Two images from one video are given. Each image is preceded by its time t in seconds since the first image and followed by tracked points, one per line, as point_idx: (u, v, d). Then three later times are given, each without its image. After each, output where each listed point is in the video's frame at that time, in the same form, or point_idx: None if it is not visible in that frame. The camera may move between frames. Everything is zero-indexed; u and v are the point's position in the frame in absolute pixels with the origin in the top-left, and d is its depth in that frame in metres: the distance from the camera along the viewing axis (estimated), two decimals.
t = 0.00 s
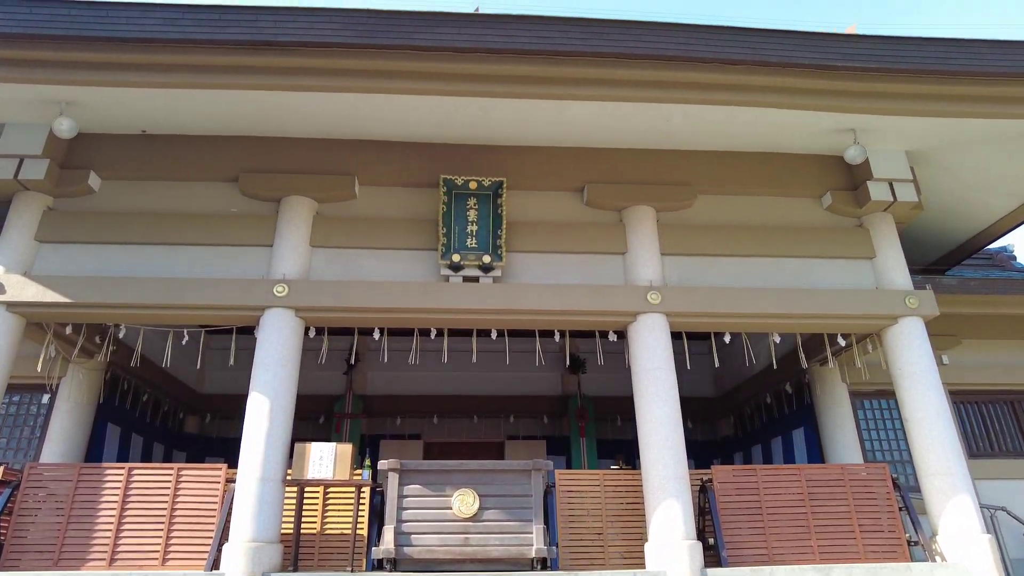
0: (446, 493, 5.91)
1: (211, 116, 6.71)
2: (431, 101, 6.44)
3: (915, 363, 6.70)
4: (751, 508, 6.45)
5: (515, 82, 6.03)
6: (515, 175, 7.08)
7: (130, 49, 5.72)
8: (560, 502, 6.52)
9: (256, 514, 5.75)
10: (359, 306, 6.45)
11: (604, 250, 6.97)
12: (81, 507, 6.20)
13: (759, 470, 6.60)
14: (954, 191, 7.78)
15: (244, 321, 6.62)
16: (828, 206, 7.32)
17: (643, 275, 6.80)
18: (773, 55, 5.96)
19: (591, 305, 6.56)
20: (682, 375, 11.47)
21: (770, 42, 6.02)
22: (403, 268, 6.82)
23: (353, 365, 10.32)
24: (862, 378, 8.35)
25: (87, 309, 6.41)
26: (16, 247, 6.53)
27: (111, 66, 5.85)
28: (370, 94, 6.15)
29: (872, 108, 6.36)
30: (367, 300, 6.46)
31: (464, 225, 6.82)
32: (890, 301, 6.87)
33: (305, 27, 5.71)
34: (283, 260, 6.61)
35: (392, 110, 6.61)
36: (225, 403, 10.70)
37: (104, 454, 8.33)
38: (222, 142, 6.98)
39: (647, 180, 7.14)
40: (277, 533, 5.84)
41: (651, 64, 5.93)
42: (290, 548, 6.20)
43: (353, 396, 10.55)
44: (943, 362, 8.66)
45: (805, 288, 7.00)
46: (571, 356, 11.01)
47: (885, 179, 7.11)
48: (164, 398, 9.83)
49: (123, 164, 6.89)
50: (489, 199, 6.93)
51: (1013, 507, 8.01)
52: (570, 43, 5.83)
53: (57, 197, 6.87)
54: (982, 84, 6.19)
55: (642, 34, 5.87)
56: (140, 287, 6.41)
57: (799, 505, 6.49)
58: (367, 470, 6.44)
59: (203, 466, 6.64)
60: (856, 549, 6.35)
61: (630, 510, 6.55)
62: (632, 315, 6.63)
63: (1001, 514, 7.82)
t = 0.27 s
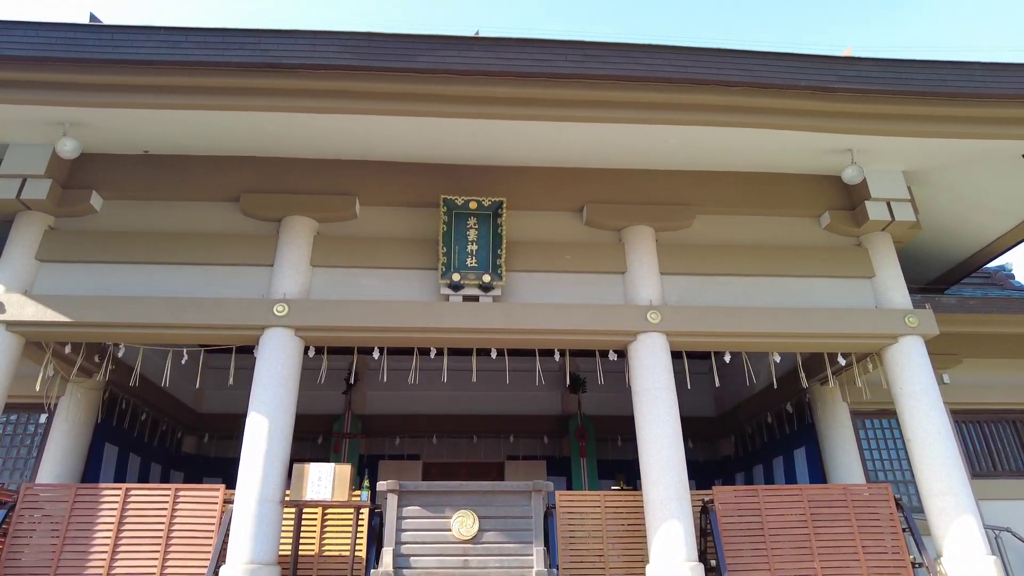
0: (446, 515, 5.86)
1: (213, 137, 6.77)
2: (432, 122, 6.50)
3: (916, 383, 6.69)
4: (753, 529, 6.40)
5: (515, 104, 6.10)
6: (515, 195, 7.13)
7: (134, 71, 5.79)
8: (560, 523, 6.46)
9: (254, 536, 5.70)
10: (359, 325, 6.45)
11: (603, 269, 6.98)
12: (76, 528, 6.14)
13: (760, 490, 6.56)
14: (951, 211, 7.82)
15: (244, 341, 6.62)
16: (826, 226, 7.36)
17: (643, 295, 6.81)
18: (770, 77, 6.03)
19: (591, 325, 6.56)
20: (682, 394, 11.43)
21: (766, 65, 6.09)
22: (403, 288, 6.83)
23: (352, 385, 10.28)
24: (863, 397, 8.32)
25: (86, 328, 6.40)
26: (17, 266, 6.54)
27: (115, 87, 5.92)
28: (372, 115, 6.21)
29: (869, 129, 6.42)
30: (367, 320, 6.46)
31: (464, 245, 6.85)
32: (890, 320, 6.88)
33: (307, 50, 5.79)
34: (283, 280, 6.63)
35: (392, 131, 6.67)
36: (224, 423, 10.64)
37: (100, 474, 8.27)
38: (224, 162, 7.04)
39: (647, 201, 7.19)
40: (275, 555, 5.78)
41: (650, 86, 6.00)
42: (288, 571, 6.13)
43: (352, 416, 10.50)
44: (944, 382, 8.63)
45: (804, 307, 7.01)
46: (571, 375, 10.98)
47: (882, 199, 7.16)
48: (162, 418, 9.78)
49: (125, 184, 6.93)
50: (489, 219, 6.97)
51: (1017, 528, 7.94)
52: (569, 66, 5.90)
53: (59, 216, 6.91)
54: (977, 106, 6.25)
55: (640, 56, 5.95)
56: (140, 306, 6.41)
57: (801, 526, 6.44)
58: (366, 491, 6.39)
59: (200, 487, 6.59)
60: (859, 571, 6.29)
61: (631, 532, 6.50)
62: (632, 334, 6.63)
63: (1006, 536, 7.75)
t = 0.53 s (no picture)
0: (446, 531, 5.82)
1: (216, 152, 6.81)
2: (433, 138, 6.55)
3: (917, 396, 6.68)
4: (756, 545, 6.36)
5: (515, 120, 6.15)
6: (515, 209, 7.16)
7: (138, 87, 5.84)
8: (562, 539, 6.42)
9: (252, 551, 5.66)
10: (359, 340, 6.45)
11: (604, 283, 7.00)
12: (74, 544, 6.11)
13: (762, 505, 6.52)
14: (950, 225, 7.85)
15: (244, 355, 6.62)
16: (825, 240, 7.38)
17: (643, 309, 6.82)
18: (768, 93, 6.08)
19: (591, 339, 6.56)
20: (684, 409, 11.40)
21: (765, 81, 6.14)
22: (404, 302, 6.85)
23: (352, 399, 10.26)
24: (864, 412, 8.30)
25: (87, 343, 6.41)
26: (19, 280, 6.56)
27: (119, 104, 5.97)
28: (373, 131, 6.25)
29: (867, 144, 6.46)
30: (367, 334, 6.47)
31: (465, 259, 6.87)
32: (890, 334, 6.88)
33: (309, 67, 5.84)
34: (284, 295, 6.64)
35: (394, 147, 6.72)
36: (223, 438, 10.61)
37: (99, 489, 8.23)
38: (226, 178, 7.08)
39: (646, 215, 7.21)
40: (274, 571, 5.74)
41: (649, 102, 6.05)
42: None
43: (352, 431, 10.47)
44: (946, 395, 8.61)
45: (805, 321, 7.01)
46: (572, 389, 10.96)
47: (881, 213, 7.19)
48: (161, 432, 9.76)
49: (127, 199, 6.96)
50: (490, 233, 6.99)
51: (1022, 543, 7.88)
52: (568, 83, 5.95)
53: (61, 231, 6.94)
54: (974, 121, 6.30)
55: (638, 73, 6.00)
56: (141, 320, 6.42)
57: (803, 542, 6.40)
58: (367, 507, 6.36)
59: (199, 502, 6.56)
60: None
61: (633, 548, 6.45)
62: (633, 348, 6.63)
63: (1010, 551, 7.69)
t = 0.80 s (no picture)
0: (449, 539, 5.79)
1: (219, 161, 6.84)
2: (435, 146, 6.57)
3: (922, 403, 6.65)
4: (760, 553, 6.32)
5: (518, 128, 6.17)
6: (518, 217, 7.17)
7: (142, 97, 5.88)
8: (565, 547, 6.39)
9: (254, 560, 5.64)
10: (362, 347, 6.45)
11: (606, 291, 7.00)
12: (76, 552, 6.09)
13: (766, 513, 6.49)
14: (952, 232, 7.85)
15: (247, 363, 6.62)
16: (828, 248, 7.38)
17: (645, 316, 6.82)
18: (769, 101, 6.10)
19: (594, 346, 6.55)
20: (687, 417, 11.37)
21: (766, 89, 6.16)
22: (406, 310, 6.85)
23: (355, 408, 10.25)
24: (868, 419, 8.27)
25: (90, 351, 6.41)
26: (22, 289, 6.58)
27: (123, 113, 6.00)
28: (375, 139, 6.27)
29: (868, 151, 6.47)
30: (370, 342, 6.47)
31: (467, 267, 6.87)
32: (894, 341, 6.86)
33: (312, 76, 5.88)
34: (287, 303, 6.65)
35: (396, 155, 6.74)
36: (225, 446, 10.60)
37: (101, 497, 8.22)
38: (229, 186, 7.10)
39: (649, 223, 7.22)
40: None
41: (651, 110, 6.07)
42: None
43: (354, 439, 10.45)
44: (950, 403, 8.58)
45: (808, 328, 7.00)
46: (575, 397, 10.94)
47: (883, 220, 7.18)
48: (164, 440, 9.75)
49: (130, 208, 6.99)
50: (492, 241, 7.00)
51: None
52: (570, 91, 5.98)
53: (65, 239, 6.96)
54: (975, 128, 6.30)
55: (640, 81, 6.02)
56: (144, 328, 6.43)
57: (808, 550, 6.36)
58: (369, 515, 6.34)
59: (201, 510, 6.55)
60: None
61: (636, 556, 6.42)
62: (635, 356, 6.62)
63: (1016, 559, 7.64)
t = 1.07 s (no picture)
0: (453, 542, 5.78)
1: (223, 165, 6.86)
2: (438, 149, 6.58)
3: (927, 405, 6.62)
4: (765, 556, 6.29)
5: (520, 131, 6.17)
6: (521, 220, 7.17)
7: (147, 101, 5.90)
8: (569, 550, 6.38)
9: (258, 563, 5.64)
10: (365, 350, 6.45)
11: (610, 293, 6.99)
12: (81, 555, 6.10)
13: (772, 515, 6.47)
14: (957, 233, 7.82)
15: (251, 366, 6.63)
16: (832, 249, 7.36)
17: (649, 318, 6.81)
18: (772, 102, 6.09)
19: (598, 348, 6.55)
20: (691, 419, 11.34)
21: (769, 90, 6.15)
22: (410, 313, 6.85)
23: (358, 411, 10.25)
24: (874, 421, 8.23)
25: (95, 354, 6.43)
26: (27, 293, 6.61)
27: (128, 117, 6.02)
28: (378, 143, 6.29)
29: (872, 152, 6.45)
30: (373, 345, 6.47)
31: (470, 270, 6.87)
32: (899, 342, 6.83)
33: (315, 80, 5.89)
34: (291, 306, 6.66)
35: (399, 158, 6.75)
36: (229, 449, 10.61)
37: (106, 500, 8.25)
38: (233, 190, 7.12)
39: (652, 225, 7.22)
40: None
41: (653, 112, 6.06)
42: None
43: (358, 442, 10.46)
44: (956, 404, 8.54)
45: (812, 329, 6.98)
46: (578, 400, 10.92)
47: (888, 221, 7.16)
48: (168, 444, 9.77)
49: (135, 212, 7.01)
50: (495, 244, 7.00)
51: None
52: (573, 94, 5.98)
53: (69, 244, 6.99)
54: (979, 128, 6.28)
55: (643, 83, 6.02)
56: (149, 332, 6.45)
57: (813, 553, 6.34)
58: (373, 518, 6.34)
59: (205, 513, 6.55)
60: None
61: (641, 559, 6.40)
62: (639, 358, 6.61)
63: None
